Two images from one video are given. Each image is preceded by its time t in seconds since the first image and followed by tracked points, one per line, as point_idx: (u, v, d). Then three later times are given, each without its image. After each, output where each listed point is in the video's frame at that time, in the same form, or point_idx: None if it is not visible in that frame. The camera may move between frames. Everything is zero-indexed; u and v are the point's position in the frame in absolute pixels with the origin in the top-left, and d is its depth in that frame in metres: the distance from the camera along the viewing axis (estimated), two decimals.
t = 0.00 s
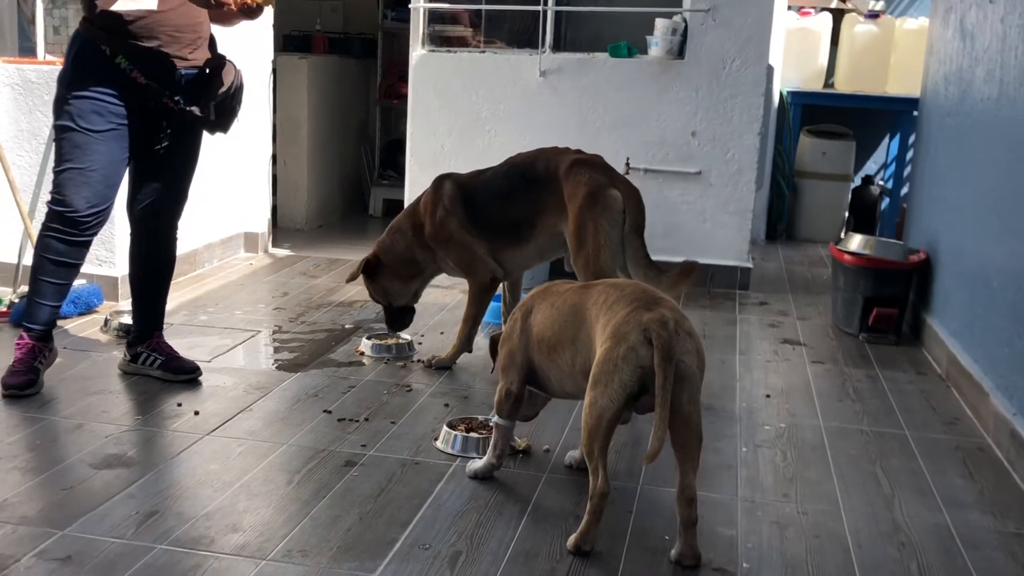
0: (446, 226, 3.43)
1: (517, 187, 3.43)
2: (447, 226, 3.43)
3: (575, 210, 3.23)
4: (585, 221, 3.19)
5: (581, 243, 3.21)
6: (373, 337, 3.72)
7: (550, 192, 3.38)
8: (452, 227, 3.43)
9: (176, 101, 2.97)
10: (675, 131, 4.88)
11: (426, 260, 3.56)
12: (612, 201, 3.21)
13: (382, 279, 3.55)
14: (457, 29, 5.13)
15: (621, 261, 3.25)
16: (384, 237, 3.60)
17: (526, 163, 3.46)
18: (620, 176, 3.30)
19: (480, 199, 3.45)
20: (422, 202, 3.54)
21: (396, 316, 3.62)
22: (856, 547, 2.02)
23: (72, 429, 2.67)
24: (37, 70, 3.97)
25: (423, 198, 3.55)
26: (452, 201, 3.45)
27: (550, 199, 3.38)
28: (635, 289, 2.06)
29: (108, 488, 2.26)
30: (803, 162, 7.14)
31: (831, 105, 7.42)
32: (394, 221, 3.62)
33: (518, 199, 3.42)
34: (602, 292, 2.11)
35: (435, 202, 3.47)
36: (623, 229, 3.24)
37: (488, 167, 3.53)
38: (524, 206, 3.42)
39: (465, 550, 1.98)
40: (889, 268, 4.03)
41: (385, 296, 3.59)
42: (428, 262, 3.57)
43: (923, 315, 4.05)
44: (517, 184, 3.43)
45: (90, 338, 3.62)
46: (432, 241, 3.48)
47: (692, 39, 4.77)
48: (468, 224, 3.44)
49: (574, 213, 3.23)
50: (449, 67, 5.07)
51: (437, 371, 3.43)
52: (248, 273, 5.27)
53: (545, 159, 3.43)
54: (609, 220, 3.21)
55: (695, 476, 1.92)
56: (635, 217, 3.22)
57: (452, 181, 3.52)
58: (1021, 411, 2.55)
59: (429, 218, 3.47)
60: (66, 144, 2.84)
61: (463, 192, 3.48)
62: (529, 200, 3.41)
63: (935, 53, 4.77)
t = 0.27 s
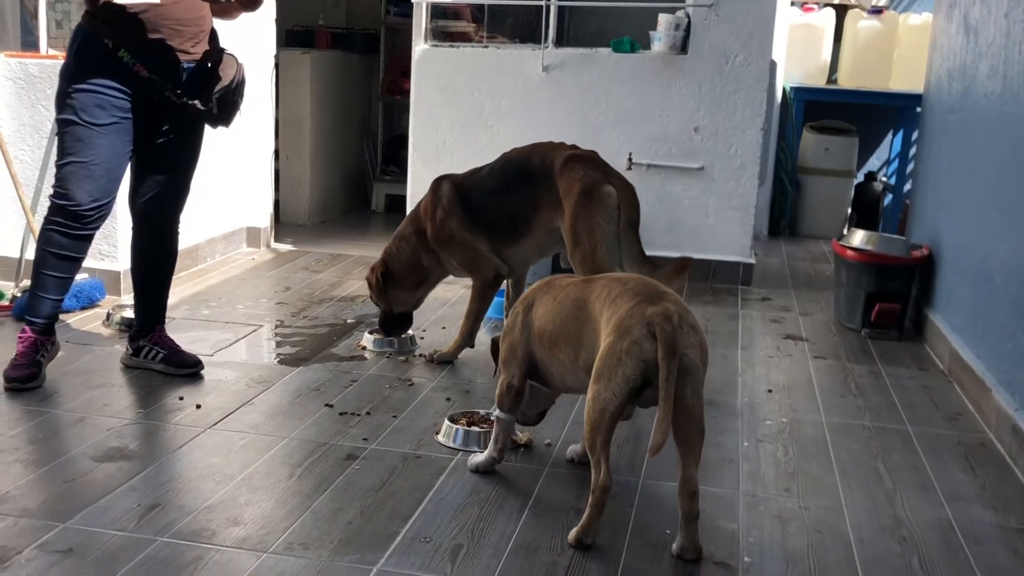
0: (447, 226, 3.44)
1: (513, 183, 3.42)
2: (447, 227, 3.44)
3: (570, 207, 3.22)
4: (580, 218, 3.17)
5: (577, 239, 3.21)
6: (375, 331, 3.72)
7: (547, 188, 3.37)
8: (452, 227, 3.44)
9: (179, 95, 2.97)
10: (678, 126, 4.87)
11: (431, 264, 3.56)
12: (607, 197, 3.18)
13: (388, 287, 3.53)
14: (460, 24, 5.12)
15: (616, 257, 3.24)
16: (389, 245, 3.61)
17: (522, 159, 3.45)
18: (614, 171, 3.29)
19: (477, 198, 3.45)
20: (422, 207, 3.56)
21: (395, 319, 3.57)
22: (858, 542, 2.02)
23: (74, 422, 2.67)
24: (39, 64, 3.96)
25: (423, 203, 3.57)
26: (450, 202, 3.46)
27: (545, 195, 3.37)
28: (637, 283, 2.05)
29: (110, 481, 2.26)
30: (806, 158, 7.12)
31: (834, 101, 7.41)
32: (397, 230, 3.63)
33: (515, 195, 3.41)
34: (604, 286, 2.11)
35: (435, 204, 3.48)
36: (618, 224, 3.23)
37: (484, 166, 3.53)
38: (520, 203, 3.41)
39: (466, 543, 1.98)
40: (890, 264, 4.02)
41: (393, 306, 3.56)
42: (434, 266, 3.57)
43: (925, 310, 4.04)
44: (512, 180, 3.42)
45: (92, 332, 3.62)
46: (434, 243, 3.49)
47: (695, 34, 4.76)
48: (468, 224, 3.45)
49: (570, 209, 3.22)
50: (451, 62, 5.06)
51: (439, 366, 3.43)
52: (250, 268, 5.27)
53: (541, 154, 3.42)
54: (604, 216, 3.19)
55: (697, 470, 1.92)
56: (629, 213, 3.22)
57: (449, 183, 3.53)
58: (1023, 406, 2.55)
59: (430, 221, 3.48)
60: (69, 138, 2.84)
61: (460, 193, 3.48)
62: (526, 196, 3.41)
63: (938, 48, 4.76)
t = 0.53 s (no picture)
0: (446, 226, 3.45)
1: (510, 181, 3.41)
2: (446, 227, 3.45)
3: (566, 204, 3.22)
4: (576, 215, 3.17)
5: (574, 236, 3.20)
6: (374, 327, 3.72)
7: (545, 185, 3.35)
8: (451, 227, 3.45)
9: (177, 90, 2.97)
10: (678, 122, 4.87)
11: (432, 265, 3.58)
12: (602, 193, 3.18)
13: (388, 288, 3.56)
14: (459, 21, 5.10)
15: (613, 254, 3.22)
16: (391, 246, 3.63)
17: (518, 157, 3.44)
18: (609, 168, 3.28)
19: (475, 197, 3.45)
20: (422, 208, 3.57)
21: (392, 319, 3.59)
22: (856, 538, 2.02)
23: (73, 417, 2.67)
24: (38, 59, 3.96)
25: (423, 203, 3.57)
26: (449, 202, 3.47)
27: (542, 192, 3.36)
28: (636, 278, 2.05)
29: (108, 476, 2.26)
30: (805, 155, 7.12)
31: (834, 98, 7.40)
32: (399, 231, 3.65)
33: (512, 194, 3.40)
34: (604, 282, 2.11)
35: (434, 204, 3.49)
36: (614, 221, 3.21)
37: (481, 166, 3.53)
38: (517, 201, 3.40)
39: (464, 538, 1.98)
40: (888, 261, 4.02)
41: (393, 307, 3.58)
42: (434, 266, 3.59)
43: (925, 307, 4.04)
44: (509, 178, 3.41)
45: (91, 327, 3.62)
46: (434, 243, 3.50)
47: (695, 31, 4.75)
48: (467, 224, 3.45)
49: (566, 207, 3.22)
50: (450, 59, 5.05)
51: (437, 362, 3.43)
52: (249, 263, 5.27)
53: (537, 152, 3.40)
54: (600, 213, 3.18)
55: (695, 466, 1.92)
56: (625, 210, 3.20)
57: (448, 182, 3.53)
58: (1022, 403, 2.55)
59: (429, 221, 3.49)
60: (68, 133, 2.84)
61: (459, 193, 3.49)
62: (522, 195, 3.39)
63: (938, 45, 4.76)
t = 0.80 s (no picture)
0: (444, 227, 3.44)
1: (509, 182, 3.42)
2: (444, 227, 3.45)
3: (565, 202, 3.22)
4: (576, 213, 3.17)
5: (573, 234, 3.20)
6: (371, 325, 3.72)
7: (545, 184, 3.35)
8: (450, 228, 3.44)
9: (175, 87, 2.97)
10: (676, 122, 4.87)
11: (428, 266, 3.58)
12: (601, 192, 3.19)
13: (383, 287, 3.57)
14: (458, 19, 5.10)
15: (611, 252, 3.23)
16: (388, 246, 3.63)
17: (517, 157, 3.45)
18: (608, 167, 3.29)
19: (474, 198, 3.46)
20: (420, 209, 3.57)
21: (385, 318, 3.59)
22: (852, 538, 2.02)
23: (69, 415, 2.67)
24: (36, 56, 3.95)
25: (422, 204, 3.57)
26: (448, 203, 3.46)
27: (542, 194, 3.37)
28: (634, 278, 2.05)
29: (104, 474, 2.26)
30: (803, 154, 7.13)
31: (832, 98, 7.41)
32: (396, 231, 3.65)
33: (512, 194, 3.41)
34: (601, 282, 2.11)
35: (433, 205, 3.49)
36: (614, 219, 3.23)
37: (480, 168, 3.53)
38: (517, 202, 3.41)
39: (460, 537, 1.98)
40: (885, 261, 4.03)
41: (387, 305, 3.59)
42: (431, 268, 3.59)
43: (921, 307, 4.05)
44: (509, 180, 3.42)
45: (88, 325, 3.62)
46: (432, 244, 3.49)
47: (693, 30, 4.76)
48: (466, 225, 3.45)
49: (565, 205, 3.22)
50: (448, 57, 5.05)
51: (435, 360, 3.43)
52: (246, 261, 5.27)
53: (537, 153, 3.42)
54: (599, 211, 3.20)
55: (692, 465, 1.92)
56: (624, 208, 3.22)
57: (447, 184, 3.53)
58: (1018, 404, 2.55)
59: (427, 222, 3.49)
60: (65, 130, 2.83)
61: (458, 193, 3.49)
62: (521, 195, 3.40)
63: (936, 46, 4.76)
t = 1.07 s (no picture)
0: (445, 227, 3.45)
1: (509, 179, 3.42)
2: (445, 227, 3.45)
3: (565, 201, 3.22)
4: (576, 211, 3.17)
5: (572, 233, 3.20)
6: (368, 324, 3.72)
7: (544, 182, 3.36)
8: (450, 228, 3.44)
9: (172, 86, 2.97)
10: (674, 122, 4.87)
11: (427, 264, 3.59)
12: (601, 190, 3.18)
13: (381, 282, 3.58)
14: (456, 18, 5.11)
15: (610, 251, 3.23)
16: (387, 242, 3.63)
17: (517, 155, 3.45)
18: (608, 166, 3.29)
19: (473, 196, 3.46)
20: (421, 208, 3.57)
21: (383, 308, 3.61)
22: (847, 539, 2.02)
23: (65, 413, 2.67)
24: (34, 54, 3.95)
25: (422, 204, 3.58)
26: (449, 203, 3.47)
27: (541, 190, 3.37)
28: (629, 278, 2.06)
29: (101, 472, 2.26)
30: (801, 155, 7.13)
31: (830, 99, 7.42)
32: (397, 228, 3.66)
33: (511, 191, 3.41)
34: (597, 282, 2.11)
35: (433, 205, 3.49)
36: (613, 219, 3.24)
37: (480, 165, 3.53)
38: (516, 199, 3.41)
39: (456, 537, 1.98)
40: (883, 262, 4.03)
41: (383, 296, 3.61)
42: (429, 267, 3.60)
43: (918, 308, 4.05)
44: (508, 176, 3.42)
45: (84, 323, 3.61)
46: (432, 243, 3.49)
47: (691, 30, 4.76)
48: (466, 225, 3.46)
49: (564, 204, 3.22)
50: (447, 56, 5.05)
51: (432, 360, 3.43)
52: (244, 260, 5.27)
53: (536, 150, 3.41)
54: (600, 210, 3.19)
55: (687, 466, 1.92)
56: (624, 207, 3.22)
57: (448, 184, 3.54)
58: (1013, 405, 2.56)
59: (428, 221, 3.49)
60: (63, 128, 2.83)
61: (458, 193, 3.49)
62: (521, 192, 3.41)
63: (934, 47, 4.77)
